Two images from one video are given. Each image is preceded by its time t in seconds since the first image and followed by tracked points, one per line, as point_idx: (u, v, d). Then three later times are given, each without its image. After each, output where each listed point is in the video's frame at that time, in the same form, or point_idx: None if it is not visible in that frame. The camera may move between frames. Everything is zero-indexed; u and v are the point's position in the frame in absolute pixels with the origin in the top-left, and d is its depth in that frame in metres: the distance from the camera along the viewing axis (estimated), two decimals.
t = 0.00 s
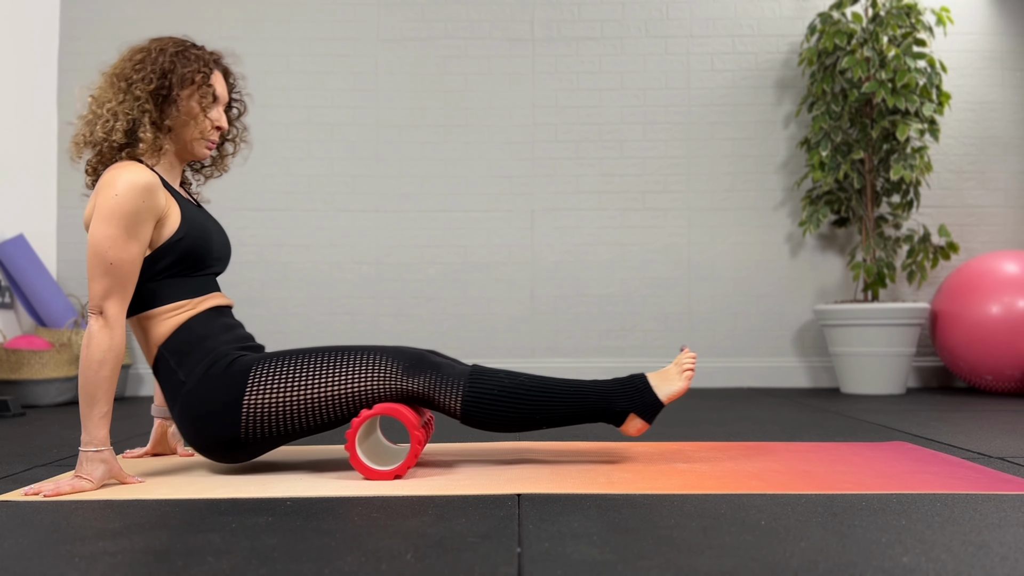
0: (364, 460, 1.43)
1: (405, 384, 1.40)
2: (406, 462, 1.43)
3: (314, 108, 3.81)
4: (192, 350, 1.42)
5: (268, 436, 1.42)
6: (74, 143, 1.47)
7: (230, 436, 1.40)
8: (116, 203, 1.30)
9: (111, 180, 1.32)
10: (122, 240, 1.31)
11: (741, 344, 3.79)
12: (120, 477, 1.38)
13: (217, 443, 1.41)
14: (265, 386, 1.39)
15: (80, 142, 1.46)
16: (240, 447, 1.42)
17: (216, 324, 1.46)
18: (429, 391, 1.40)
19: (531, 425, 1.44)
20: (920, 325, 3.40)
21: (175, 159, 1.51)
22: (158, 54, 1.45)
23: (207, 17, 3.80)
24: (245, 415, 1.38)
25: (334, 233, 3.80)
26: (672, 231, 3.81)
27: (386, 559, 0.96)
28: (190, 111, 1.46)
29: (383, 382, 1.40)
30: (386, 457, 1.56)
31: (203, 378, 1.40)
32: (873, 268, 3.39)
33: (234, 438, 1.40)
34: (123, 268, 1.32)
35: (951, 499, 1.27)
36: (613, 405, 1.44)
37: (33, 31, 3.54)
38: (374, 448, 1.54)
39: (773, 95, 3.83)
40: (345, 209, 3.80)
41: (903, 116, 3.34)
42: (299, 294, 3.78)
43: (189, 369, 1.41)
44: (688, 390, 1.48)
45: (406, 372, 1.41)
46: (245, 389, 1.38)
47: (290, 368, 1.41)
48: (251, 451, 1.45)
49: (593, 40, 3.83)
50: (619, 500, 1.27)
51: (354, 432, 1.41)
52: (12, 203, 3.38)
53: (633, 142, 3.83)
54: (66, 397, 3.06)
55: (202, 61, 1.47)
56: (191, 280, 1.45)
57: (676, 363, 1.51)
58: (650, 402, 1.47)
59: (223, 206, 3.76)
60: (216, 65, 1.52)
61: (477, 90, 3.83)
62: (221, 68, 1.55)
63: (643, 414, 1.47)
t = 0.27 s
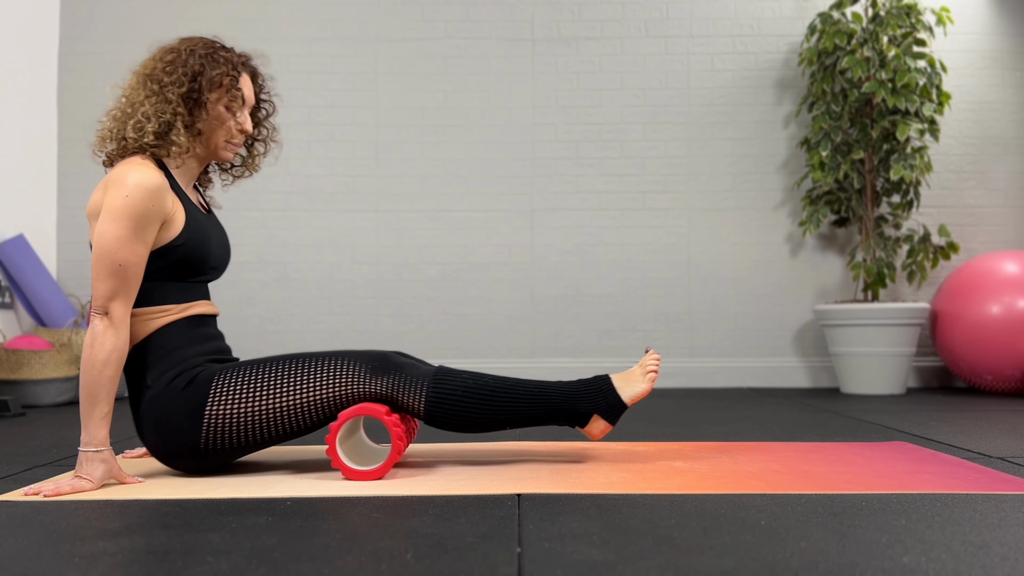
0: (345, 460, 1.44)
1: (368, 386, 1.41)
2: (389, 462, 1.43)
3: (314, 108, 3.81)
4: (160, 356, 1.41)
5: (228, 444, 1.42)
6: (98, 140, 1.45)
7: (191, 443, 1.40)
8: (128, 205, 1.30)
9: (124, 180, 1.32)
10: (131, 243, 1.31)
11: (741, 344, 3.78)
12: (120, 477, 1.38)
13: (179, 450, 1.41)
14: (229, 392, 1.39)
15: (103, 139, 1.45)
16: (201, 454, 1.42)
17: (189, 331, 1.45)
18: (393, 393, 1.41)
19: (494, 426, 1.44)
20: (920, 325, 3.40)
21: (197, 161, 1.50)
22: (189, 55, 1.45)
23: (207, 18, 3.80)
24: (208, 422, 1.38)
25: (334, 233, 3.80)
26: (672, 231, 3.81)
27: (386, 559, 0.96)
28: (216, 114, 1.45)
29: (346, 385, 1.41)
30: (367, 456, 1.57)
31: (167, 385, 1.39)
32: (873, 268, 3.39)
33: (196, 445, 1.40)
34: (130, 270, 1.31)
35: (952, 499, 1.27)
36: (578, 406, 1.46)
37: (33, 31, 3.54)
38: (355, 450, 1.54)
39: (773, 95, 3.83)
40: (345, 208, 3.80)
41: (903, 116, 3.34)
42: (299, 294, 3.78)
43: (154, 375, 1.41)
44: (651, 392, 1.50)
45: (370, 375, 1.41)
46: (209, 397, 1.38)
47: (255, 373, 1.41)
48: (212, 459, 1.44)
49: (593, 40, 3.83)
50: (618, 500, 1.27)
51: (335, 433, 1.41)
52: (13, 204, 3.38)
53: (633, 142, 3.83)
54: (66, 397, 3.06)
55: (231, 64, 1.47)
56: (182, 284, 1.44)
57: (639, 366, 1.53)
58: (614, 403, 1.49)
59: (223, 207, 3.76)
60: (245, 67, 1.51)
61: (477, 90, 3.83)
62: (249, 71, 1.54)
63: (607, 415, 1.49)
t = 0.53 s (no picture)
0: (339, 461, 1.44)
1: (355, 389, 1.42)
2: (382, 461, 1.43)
3: (314, 108, 3.81)
4: (147, 359, 1.41)
5: (214, 447, 1.42)
6: (115, 140, 1.46)
7: (177, 445, 1.40)
8: (137, 206, 1.30)
9: (133, 181, 1.31)
10: (137, 243, 1.30)
11: (741, 344, 3.78)
12: (120, 477, 1.38)
13: (164, 453, 1.41)
14: (217, 395, 1.39)
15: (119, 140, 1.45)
16: (186, 457, 1.42)
17: (180, 333, 1.45)
18: (380, 395, 1.42)
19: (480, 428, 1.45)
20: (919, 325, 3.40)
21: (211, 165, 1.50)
22: (207, 60, 1.44)
23: (207, 18, 3.80)
24: (194, 424, 1.38)
25: (335, 233, 3.80)
26: (672, 231, 3.81)
27: (386, 559, 0.96)
28: (232, 120, 1.45)
29: (333, 387, 1.41)
30: (362, 457, 1.58)
31: (154, 387, 1.39)
32: (873, 268, 3.39)
33: (182, 448, 1.40)
34: (135, 271, 1.31)
35: (951, 499, 1.27)
36: (562, 413, 1.49)
37: (33, 32, 3.54)
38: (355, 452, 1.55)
39: (773, 95, 3.83)
40: (345, 208, 3.80)
41: (903, 116, 3.35)
42: (299, 294, 3.78)
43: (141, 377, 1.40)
44: (637, 403, 1.54)
45: (358, 377, 1.42)
46: (197, 398, 1.38)
47: (244, 376, 1.42)
48: (198, 461, 1.44)
49: (593, 40, 3.83)
50: (618, 500, 1.27)
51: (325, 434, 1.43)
52: (13, 204, 3.38)
53: (633, 142, 3.83)
54: (66, 397, 3.06)
55: (249, 70, 1.46)
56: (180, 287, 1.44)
57: (627, 377, 1.57)
58: (599, 413, 1.53)
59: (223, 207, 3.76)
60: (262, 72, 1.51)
61: (477, 90, 3.83)
62: (266, 76, 1.54)
63: (591, 424, 1.53)
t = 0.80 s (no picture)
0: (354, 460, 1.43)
1: (387, 388, 1.41)
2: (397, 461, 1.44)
3: (314, 108, 3.81)
4: (175, 354, 1.41)
5: (245, 444, 1.41)
6: (109, 137, 1.45)
7: (208, 441, 1.39)
8: (131, 204, 1.30)
9: (128, 179, 1.32)
10: (133, 241, 1.30)
11: (741, 344, 3.78)
12: (120, 477, 1.38)
13: (194, 449, 1.41)
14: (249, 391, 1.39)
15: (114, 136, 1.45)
16: (217, 453, 1.42)
17: (203, 329, 1.45)
18: (410, 395, 1.41)
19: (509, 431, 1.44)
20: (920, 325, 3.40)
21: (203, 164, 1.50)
22: (204, 57, 1.44)
23: (207, 18, 3.80)
24: (226, 421, 1.38)
25: (335, 233, 3.80)
26: (672, 231, 3.81)
27: (386, 559, 0.96)
28: (226, 118, 1.45)
29: (364, 386, 1.41)
30: (374, 457, 1.57)
31: (185, 382, 1.39)
32: (873, 268, 3.40)
33: (213, 444, 1.40)
34: (130, 269, 1.31)
35: (952, 499, 1.27)
36: (591, 419, 1.48)
37: (33, 32, 3.54)
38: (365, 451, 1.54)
39: (773, 95, 3.83)
40: (345, 208, 3.80)
41: (903, 116, 3.35)
42: (299, 294, 3.78)
43: (170, 373, 1.40)
44: (666, 413, 1.52)
45: (389, 376, 1.42)
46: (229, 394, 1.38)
47: (276, 373, 1.41)
48: (228, 458, 1.44)
49: (593, 40, 3.83)
50: (618, 500, 1.27)
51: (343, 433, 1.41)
52: (13, 204, 3.38)
53: (633, 142, 3.83)
54: (66, 397, 3.06)
55: (245, 69, 1.46)
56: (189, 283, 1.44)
57: (657, 386, 1.55)
58: (627, 419, 1.52)
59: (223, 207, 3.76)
60: (258, 72, 1.51)
61: (477, 90, 3.83)
62: (262, 76, 1.54)
63: (619, 432, 1.52)
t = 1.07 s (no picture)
0: (380, 461, 1.43)
1: (437, 385, 1.41)
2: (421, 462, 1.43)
3: (314, 108, 3.81)
4: (222, 347, 1.40)
5: (294, 437, 1.41)
6: (95, 143, 1.47)
7: (260, 434, 1.39)
8: (124, 203, 1.30)
9: (121, 179, 1.32)
10: (127, 241, 1.31)
11: (741, 344, 3.79)
12: (120, 477, 1.38)
13: (244, 441, 1.40)
14: (301, 385, 1.38)
15: (98, 141, 1.46)
16: (267, 446, 1.41)
17: (244, 322, 1.44)
18: (461, 392, 1.41)
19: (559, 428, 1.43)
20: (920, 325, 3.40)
21: (186, 165, 1.50)
22: (182, 57, 1.44)
23: (207, 18, 3.80)
24: (279, 414, 1.38)
25: (334, 233, 3.80)
26: (672, 231, 3.81)
27: (386, 559, 0.96)
28: (206, 117, 1.44)
29: (414, 383, 1.40)
30: (398, 457, 1.56)
31: (236, 376, 1.39)
32: (873, 268, 3.40)
33: (264, 436, 1.39)
34: (126, 268, 1.31)
35: (952, 499, 1.27)
36: (644, 413, 1.45)
37: (33, 32, 3.54)
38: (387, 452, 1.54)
39: (773, 95, 3.83)
40: (345, 208, 3.80)
41: (903, 116, 3.35)
42: (299, 294, 3.78)
43: (218, 366, 1.39)
44: (719, 404, 1.48)
45: (438, 372, 1.41)
46: (282, 388, 1.38)
47: (327, 368, 1.41)
48: (277, 450, 1.43)
49: (593, 40, 3.83)
50: (618, 500, 1.27)
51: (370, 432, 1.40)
52: (12, 204, 3.38)
53: (633, 142, 3.83)
54: (66, 397, 3.06)
55: (223, 67, 1.46)
56: (206, 278, 1.44)
57: (710, 377, 1.51)
58: (684, 412, 1.47)
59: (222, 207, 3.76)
60: (237, 70, 1.50)
61: (477, 91, 3.83)
62: (241, 74, 1.53)
63: (675, 425, 1.47)
